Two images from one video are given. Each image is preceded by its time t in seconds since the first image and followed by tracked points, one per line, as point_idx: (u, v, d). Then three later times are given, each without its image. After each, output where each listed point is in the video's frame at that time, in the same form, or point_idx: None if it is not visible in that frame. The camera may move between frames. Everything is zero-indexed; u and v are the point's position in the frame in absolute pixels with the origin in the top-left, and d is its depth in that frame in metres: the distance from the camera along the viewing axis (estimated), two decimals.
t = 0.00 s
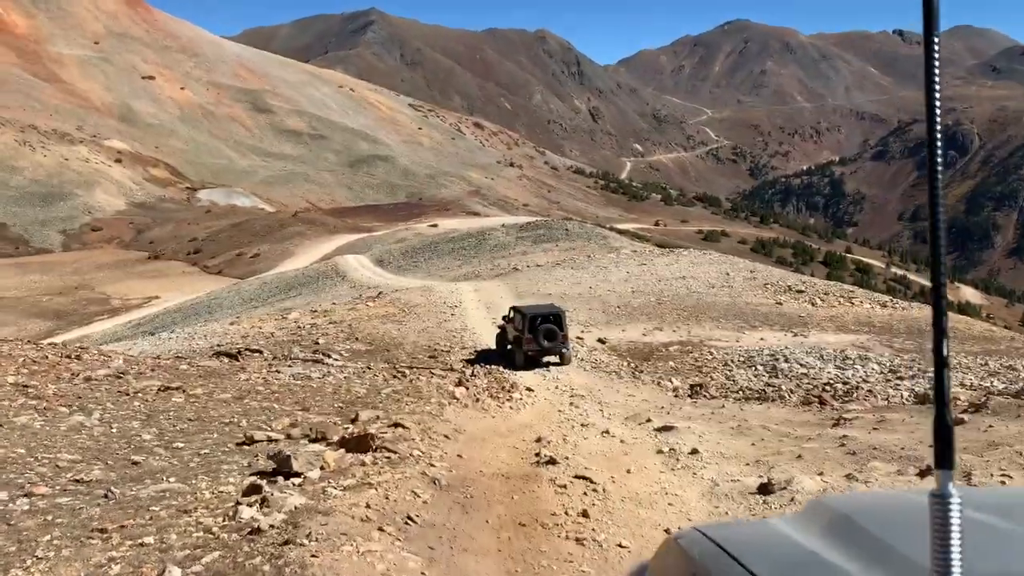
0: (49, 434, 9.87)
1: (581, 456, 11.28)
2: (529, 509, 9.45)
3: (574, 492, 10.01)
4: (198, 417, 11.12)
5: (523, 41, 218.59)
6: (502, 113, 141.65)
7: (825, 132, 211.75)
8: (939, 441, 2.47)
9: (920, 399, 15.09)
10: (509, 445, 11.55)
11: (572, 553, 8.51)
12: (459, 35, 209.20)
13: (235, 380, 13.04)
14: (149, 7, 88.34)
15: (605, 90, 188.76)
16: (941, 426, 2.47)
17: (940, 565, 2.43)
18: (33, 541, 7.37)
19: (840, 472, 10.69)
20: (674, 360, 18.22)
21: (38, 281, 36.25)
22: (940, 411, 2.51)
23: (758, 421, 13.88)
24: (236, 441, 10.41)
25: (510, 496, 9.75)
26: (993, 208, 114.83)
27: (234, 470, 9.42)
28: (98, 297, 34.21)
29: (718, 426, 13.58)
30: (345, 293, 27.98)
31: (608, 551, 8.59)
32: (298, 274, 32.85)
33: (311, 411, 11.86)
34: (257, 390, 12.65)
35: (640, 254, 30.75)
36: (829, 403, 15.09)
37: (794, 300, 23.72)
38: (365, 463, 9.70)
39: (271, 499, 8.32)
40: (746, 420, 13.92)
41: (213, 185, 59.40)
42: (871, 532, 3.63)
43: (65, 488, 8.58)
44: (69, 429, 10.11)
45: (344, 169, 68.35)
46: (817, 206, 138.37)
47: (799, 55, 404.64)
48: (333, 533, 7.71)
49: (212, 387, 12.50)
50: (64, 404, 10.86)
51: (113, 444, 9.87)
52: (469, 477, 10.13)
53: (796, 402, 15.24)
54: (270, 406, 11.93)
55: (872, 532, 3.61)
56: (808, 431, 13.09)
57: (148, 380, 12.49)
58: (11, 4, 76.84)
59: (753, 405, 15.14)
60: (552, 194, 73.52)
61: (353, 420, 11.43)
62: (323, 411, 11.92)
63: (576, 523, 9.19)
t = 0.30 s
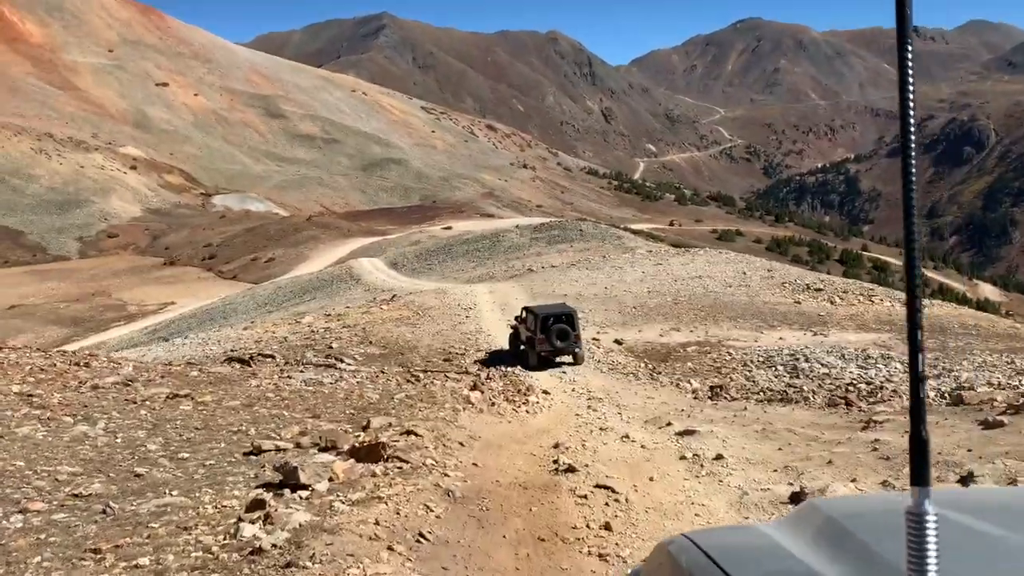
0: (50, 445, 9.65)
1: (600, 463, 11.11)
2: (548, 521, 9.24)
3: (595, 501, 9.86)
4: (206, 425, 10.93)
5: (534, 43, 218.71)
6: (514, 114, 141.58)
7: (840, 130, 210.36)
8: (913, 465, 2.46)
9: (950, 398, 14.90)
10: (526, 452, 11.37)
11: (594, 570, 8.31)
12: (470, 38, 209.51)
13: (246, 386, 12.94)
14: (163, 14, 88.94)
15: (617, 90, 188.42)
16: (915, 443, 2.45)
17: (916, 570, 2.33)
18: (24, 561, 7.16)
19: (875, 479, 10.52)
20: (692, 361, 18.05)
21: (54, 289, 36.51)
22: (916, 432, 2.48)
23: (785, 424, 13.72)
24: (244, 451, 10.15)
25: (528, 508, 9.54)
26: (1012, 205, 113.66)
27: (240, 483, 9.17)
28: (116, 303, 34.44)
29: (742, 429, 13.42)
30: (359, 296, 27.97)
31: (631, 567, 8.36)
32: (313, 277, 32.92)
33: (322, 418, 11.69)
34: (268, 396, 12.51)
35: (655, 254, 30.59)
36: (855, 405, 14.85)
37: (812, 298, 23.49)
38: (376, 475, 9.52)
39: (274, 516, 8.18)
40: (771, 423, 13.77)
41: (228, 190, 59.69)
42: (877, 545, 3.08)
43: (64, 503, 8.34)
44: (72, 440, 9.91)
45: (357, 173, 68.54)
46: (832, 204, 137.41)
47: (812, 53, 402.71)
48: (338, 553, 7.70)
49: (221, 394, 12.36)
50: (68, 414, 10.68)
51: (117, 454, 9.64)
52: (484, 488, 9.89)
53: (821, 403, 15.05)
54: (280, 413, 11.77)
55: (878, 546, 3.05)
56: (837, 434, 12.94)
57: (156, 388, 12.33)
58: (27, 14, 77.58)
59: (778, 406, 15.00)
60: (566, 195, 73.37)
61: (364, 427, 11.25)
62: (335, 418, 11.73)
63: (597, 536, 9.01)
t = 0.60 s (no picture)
0: (40, 466, 9.25)
1: (616, 470, 10.86)
2: (564, 537, 8.84)
3: (614, 512, 9.52)
4: (203, 440, 10.55)
5: (532, 41, 218.45)
6: (514, 113, 141.28)
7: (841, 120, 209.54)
8: (880, 514, 3.73)
9: (974, 391, 14.72)
10: (538, 460, 11.15)
11: None
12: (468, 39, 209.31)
13: (245, 398, 12.65)
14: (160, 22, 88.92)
15: (616, 87, 188.03)
16: (880, 504, 3.71)
17: None
18: None
19: (907, 481, 10.21)
20: (703, 358, 17.83)
21: (57, 300, 36.39)
22: (880, 493, 3.76)
23: (805, 423, 13.55)
24: (242, 467, 9.75)
25: (543, 523, 9.14)
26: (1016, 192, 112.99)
27: (238, 502, 8.73)
28: (118, 314, 34.26)
29: (761, 429, 13.18)
30: (363, 300, 27.76)
31: None
32: (315, 283, 32.71)
33: (324, 429, 11.36)
34: (268, 407, 12.22)
35: (660, 250, 30.30)
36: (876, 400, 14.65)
37: (822, 291, 23.21)
38: (381, 489, 9.12)
39: (271, 540, 7.66)
40: (790, 422, 13.56)
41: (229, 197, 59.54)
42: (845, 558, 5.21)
43: (49, 529, 7.87)
44: (63, 459, 9.51)
45: (358, 176, 68.34)
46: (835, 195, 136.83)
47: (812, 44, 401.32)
48: None
49: (219, 407, 12.03)
50: (60, 431, 10.31)
51: (109, 474, 9.22)
52: (496, 501, 9.52)
53: (841, 400, 14.88)
54: (280, 425, 11.43)
55: (849, 559, 5.13)
56: (860, 432, 12.77)
57: (153, 402, 12.02)
58: (24, 26, 77.59)
59: (797, 404, 14.81)
60: (568, 193, 73.02)
61: (368, 438, 10.90)
62: (337, 428, 11.40)
63: (617, 550, 8.65)
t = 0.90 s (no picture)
0: (29, 472, 9.14)
1: (624, 467, 10.77)
2: (575, 541, 8.71)
3: (625, 513, 9.41)
4: (199, 441, 10.46)
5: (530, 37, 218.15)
6: (512, 109, 141.09)
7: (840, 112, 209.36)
8: (856, 499, 2.70)
9: (983, 380, 14.70)
10: (543, 458, 11.07)
11: None
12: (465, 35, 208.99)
13: (244, 397, 12.58)
14: (158, 22, 88.82)
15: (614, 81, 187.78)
16: (857, 486, 2.68)
17: None
18: None
19: (930, 476, 10.14)
20: (705, 351, 17.77)
21: (60, 301, 36.36)
22: (859, 473, 2.71)
23: (815, 415, 13.49)
24: (237, 470, 9.63)
25: (550, 526, 9.00)
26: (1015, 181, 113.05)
27: (232, 507, 8.59)
28: (121, 314, 34.22)
29: (772, 423, 13.12)
30: (364, 297, 27.76)
31: None
32: (316, 280, 32.66)
33: (324, 429, 11.28)
34: (267, 406, 12.15)
35: (660, 243, 30.28)
36: (886, 391, 14.59)
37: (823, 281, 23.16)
38: (381, 493, 8.98)
39: (263, 549, 7.47)
40: (800, 414, 13.51)
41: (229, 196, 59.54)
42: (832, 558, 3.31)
43: (33, 538, 7.70)
44: (53, 464, 9.42)
45: (358, 174, 68.31)
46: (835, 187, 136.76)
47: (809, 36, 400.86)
48: None
49: (217, 407, 11.96)
50: (52, 434, 10.25)
51: (100, 479, 9.10)
52: (502, 503, 9.42)
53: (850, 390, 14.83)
54: (279, 424, 11.37)
55: (835, 556, 3.30)
56: (872, 424, 12.71)
57: (149, 402, 11.95)
58: (22, 28, 77.47)
59: (806, 396, 14.76)
60: (568, 188, 73.00)
61: (369, 438, 10.80)
62: (338, 428, 11.33)
63: (629, 553, 8.48)
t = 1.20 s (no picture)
0: (11, 474, 9.00)
1: (632, 463, 10.53)
2: (585, 543, 8.39)
3: (635, 511, 9.16)
4: (187, 438, 10.28)
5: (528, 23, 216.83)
6: (511, 95, 140.38)
7: (840, 96, 208.42)
8: (911, 409, 2.48)
9: (996, 366, 14.57)
10: (547, 452, 10.87)
11: None
12: (463, 22, 207.80)
13: (236, 390, 12.44)
14: (153, 11, 88.19)
15: (613, 67, 186.85)
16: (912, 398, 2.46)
17: (916, 557, 2.38)
18: None
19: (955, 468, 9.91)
20: (711, 339, 17.62)
21: (57, 293, 36.15)
22: (913, 387, 2.49)
23: (828, 405, 13.33)
24: (228, 469, 9.43)
25: (557, 527, 8.69)
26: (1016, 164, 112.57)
27: (219, 510, 8.36)
28: (118, 306, 34.07)
29: (783, 414, 12.94)
30: (362, 287, 27.57)
31: None
32: (315, 270, 32.48)
33: (319, 423, 11.09)
34: (260, 401, 11.99)
35: (662, 230, 30.02)
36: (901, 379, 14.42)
37: (829, 267, 22.95)
38: (375, 494, 8.75)
39: (247, 559, 7.16)
40: (814, 405, 13.37)
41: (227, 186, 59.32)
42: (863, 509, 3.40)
43: (7, 546, 7.49)
44: (34, 464, 9.28)
45: (356, 162, 68.00)
46: (835, 171, 136.28)
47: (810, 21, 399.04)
48: None
49: (208, 402, 11.79)
50: (35, 433, 10.11)
51: (82, 481, 8.92)
52: (504, 503, 9.10)
53: (864, 378, 14.66)
54: (272, 420, 11.19)
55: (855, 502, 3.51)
56: (891, 416, 12.58)
57: (138, 397, 11.81)
58: (16, 18, 77.00)
59: (817, 384, 14.63)
60: (568, 174, 72.64)
61: (365, 433, 10.61)
62: (333, 423, 11.14)
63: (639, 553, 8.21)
